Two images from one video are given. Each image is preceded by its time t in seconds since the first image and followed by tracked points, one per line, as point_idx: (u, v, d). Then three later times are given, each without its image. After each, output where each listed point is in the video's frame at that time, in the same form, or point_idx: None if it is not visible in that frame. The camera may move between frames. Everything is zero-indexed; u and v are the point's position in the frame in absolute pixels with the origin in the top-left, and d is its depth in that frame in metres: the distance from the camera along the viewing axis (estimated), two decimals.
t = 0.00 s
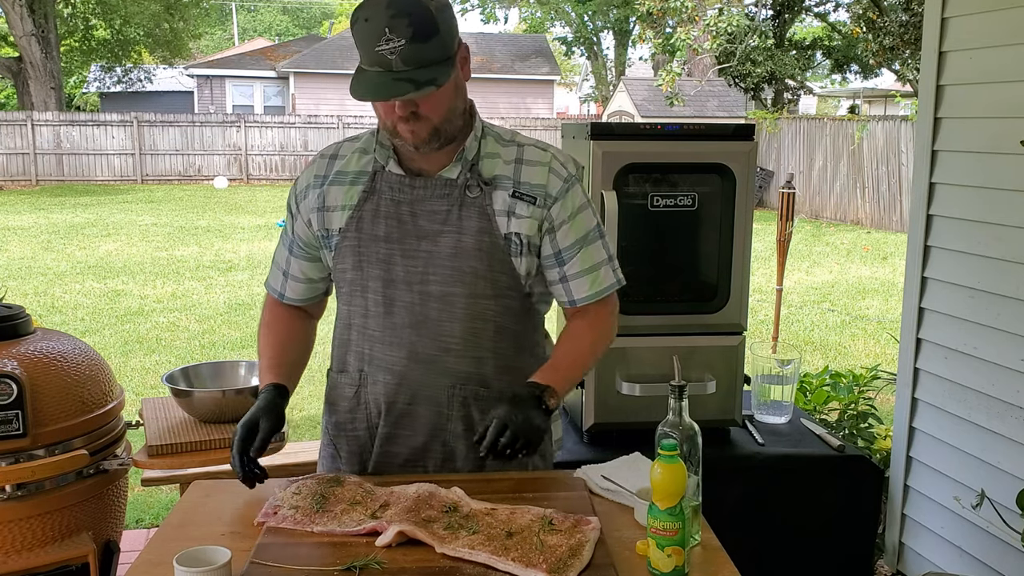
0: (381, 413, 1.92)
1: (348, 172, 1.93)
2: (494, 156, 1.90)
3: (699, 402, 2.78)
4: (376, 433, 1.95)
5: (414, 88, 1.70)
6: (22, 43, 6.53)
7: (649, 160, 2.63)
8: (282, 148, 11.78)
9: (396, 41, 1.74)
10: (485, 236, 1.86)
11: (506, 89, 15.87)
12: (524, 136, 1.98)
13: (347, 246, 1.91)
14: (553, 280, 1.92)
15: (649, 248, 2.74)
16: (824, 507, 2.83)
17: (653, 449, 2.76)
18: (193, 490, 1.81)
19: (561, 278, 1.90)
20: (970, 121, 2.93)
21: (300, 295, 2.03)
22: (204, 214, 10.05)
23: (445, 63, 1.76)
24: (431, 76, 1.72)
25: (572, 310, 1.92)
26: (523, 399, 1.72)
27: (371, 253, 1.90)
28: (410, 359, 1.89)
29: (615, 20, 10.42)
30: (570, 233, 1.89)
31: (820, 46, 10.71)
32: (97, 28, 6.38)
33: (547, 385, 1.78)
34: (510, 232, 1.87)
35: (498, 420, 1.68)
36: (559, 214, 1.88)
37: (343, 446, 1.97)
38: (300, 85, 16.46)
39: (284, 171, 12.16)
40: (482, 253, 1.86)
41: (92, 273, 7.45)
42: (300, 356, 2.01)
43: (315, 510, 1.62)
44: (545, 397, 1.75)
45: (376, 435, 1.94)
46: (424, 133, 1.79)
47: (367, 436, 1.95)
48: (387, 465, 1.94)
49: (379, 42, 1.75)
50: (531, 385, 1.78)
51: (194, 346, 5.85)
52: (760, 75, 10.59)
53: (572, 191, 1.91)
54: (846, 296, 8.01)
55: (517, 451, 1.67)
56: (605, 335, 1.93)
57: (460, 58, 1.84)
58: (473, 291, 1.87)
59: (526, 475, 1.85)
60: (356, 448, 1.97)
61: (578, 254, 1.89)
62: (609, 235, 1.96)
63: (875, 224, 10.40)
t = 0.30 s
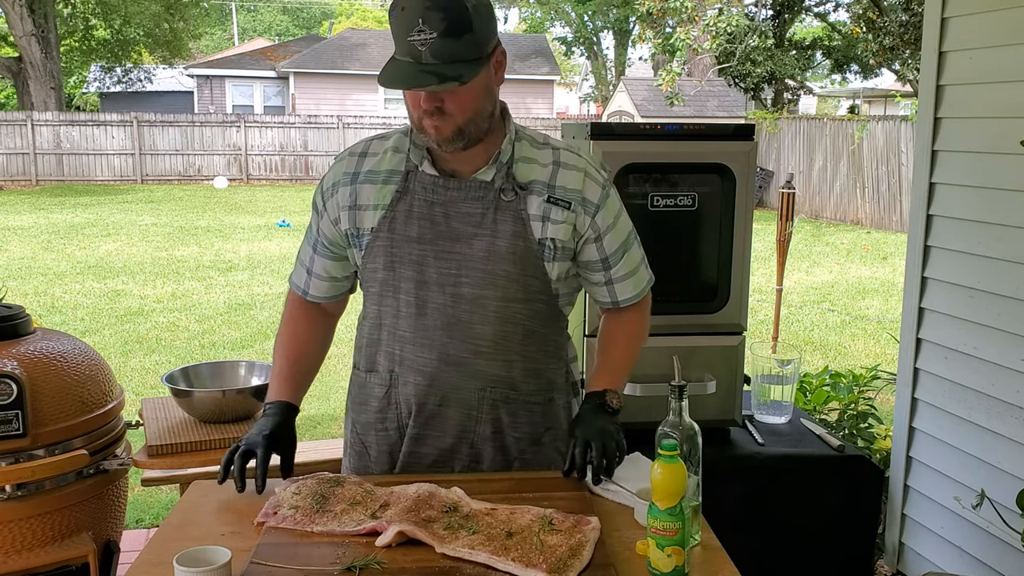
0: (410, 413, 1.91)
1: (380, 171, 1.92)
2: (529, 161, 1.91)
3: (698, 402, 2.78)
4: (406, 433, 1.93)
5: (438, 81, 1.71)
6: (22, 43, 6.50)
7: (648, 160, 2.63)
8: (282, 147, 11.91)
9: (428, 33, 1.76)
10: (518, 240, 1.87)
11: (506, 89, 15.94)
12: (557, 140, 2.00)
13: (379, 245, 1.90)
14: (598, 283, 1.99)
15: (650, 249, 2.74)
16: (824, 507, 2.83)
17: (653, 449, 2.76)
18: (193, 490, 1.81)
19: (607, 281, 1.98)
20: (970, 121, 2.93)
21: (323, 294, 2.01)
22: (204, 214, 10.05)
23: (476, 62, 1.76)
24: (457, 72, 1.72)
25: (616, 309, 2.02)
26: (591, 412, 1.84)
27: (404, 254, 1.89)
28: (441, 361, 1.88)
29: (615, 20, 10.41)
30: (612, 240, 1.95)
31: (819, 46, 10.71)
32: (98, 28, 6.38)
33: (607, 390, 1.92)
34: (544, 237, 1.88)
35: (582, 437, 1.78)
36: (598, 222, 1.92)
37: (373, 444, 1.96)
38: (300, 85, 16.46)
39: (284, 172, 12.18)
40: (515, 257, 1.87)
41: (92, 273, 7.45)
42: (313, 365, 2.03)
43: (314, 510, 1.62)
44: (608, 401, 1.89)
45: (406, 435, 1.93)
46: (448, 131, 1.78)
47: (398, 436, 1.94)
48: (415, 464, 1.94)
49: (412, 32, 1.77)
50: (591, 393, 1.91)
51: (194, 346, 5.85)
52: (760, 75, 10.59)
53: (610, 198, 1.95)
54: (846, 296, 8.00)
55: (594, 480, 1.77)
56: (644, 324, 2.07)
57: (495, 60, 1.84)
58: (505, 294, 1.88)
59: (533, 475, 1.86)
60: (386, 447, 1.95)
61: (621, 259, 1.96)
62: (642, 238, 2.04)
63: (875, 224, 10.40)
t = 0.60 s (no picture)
0: (421, 415, 1.90)
1: (382, 172, 1.91)
2: (531, 159, 1.92)
3: (699, 402, 2.78)
4: (417, 433, 1.92)
5: (448, 75, 1.71)
6: (21, 44, 6.35)
7: (648, 160, 2.63)
8: (282, 147, 11.91)
9: (435, 28, 1.75)
10: (524, 237, 1.88)
11: (506, 89, 15.97)
12: (555, 137, 2.02)
13: (383, 247, 1.89)
14: (597, 279, 2.01)
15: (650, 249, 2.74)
16: (824, 507, 2.83)
17: (654, 449, 2.75)
18: (193, 490, 1.81)
19: (606, 278, 2.00)
20: (970, 121, 2.93)
21: (325, 298, 2.01)
22: (204, 214, 10.05)
23: (482, 58, 1.77)
24: (467, 66, 1.73)
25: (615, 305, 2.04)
26: (591, 417, 1.86)
27: (409, 255, 1.88)
28: (452, 361, 1.88)
29: (615, 20, 10.40)
30: (612, 235, 1.97)
31: (819, 46, 10.70)
32: (98, 28, 6.39)
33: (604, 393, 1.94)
34: (548, 233, 1.89)
35: (577, 441, 1.81)
36: (600, 217, 1.95)
37: (382, 448, 1.94)
38: (300, 85, 16.46)
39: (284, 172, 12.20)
40: (522, 255, 1.87)
41: (92, 273, 7.45)
42: (321, 372, 2.04)
43: (315, 509, 1.62)
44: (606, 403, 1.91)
45: (417, 435, 1.92)
46: (455, 130, 1.77)
47: (408, 437, 1.92)
48: (427, 464, 1.93)
49: (418, 27, 1.76)
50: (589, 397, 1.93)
51: (194, 346, 5.85)
52: (760, 75, 10.60)
53: (610, 194, 1.97)
54: (846, 296, 8.00)
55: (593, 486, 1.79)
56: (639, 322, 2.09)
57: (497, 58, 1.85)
58: (513, 292, 1.88)
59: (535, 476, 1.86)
60: (395, 448, 1.93)
61: (621, 255, 1.99)
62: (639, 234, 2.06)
63: (875, 224, 10.40)
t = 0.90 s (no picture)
0: (412, 425, 1.91)
1: (361, 183, 1.91)
2: (512, 162, 1.92)
3: (699, 402, 2.77)
4: (409, 442, 1.93)
5: (427, 87, 1.68)
6: (21, 44, 6.21)
7: (648, 160, 2.63)
8: (282, 147, 11.92)
9: (410, 38, 1.71)
10: (508, 244, 1.87)
11: (506, 89, 15.98)
12: (537, 136, 2.01)
13: (366, 259, 1.89)
14: (584, 278, 2.01)
15: (649, 249, 2.74)
16: (824, 507, 2.83)
17: (653, 449, 2.75)
18: (193, 490, 1.81)
19: (594, 276, 2.01)
20: (970, 121, 2.93)
21: (308, 306, 2.02)
22: (204, 214, 10.05)
23: (459, 65, 1.74)
24: (445, 76, 1.70)
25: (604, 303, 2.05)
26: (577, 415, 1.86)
27: (393, 266, 1.88)
28: (441, 371, 1.88)
29: (615, 20, 10.39)
30: (596, 234, 1.97)
31: (819, 46, 10.70)
32: (98, 28, 6.39)
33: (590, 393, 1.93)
34: (532, 239, 1.88)
35: (560, 439, 1.80)
36: (583, 216, 1.94)
37: (374, 457, 1.95)
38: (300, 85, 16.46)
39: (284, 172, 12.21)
40: (507, 262, 1.87)
41: (92, 273, 7.45)
42: (310, 372, 2.04)
43: (314, 510, 1.62)
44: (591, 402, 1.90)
45: (409, 445, 1.93)
46: (435, 139, 1.76)
47: (401, 446, 1.93)
48: (422, 470, 1.93)
49: (392, 37, 1.72)
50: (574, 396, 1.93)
51: (194, 346, 5.85)
52: (760, 75, 10.61)
53: (593, 193, 1.97)
54: (846, 296, 8.01)
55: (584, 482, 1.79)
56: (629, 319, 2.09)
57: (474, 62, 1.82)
58: (499, 300, 1.87)
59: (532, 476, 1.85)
60: (389, 457, 1.94)
61: (608, 254, 1.99)
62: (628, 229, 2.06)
63: (875, 223, 10.40)
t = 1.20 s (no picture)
0: (408, 431, 1.92)
1: (347, 187, 1.88)
2: (499, 163, 1.91)
3: (699, 401, 2.77)
4: (403, 447, 1.95)
5: (407, 95, 1.66)
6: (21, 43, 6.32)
7: (648, 160, 2.63)
8: (282, 147, 11.93)
9: (391, 44, 1.70)
10: (497, 248, 1.87)
11: (506, 89, 15.98)
12: (522, 134, 2.00)
13: (355, 266, 1.87)
14: (570, 279, 2.00)
15: (649, 249, 2.74)
16: (823, 507, 2.83)
17: (653, 449, 2.75)
18: (193, 490, 1.81)
19: (580, 276, 1.98)
20: (970, 121, 2.93)
21: (290, 311, 1.97)
22: (204, 214, 10.05)
23: (442, 70, 1.72)
24: (425, 83, 1.68)
25: (591, 304, 2.02)
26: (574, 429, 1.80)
27: (383, 273, 1.87)
28: (435, 378, 1.89)
29: (615, 20, 10.38)
30: (583, 233, 1.96)
31: (819, 46, 10.70)
32: (98, 28, 6.38)
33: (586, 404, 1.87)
34: (522, 242, 1.88)
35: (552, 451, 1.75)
36: (569, 216, 1.93)
37: (367, 462, 1.96)
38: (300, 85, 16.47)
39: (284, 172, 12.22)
40: (497, 266, 1.87)
41: (92, 273, 7.45)
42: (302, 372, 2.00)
43: (312, 519, 1.62)
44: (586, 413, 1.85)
45: (404, 450, 1.94)
46: (418, 145, 1.74)
47: (394, 451, 1.95)
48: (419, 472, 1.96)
49: (373, 44, 1.71)
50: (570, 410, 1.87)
51: (194, 346, 5.86)
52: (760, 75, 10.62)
53: (580, 192, 1.96)
54: (846, 296, 8.01)
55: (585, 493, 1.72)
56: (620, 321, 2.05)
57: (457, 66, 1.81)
58: (489, 305, 1.88)
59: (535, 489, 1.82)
60: (382, 461, 1.95)
61: (593, 253, 1.98)
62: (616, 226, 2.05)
63: (875, 223, 10.40)
